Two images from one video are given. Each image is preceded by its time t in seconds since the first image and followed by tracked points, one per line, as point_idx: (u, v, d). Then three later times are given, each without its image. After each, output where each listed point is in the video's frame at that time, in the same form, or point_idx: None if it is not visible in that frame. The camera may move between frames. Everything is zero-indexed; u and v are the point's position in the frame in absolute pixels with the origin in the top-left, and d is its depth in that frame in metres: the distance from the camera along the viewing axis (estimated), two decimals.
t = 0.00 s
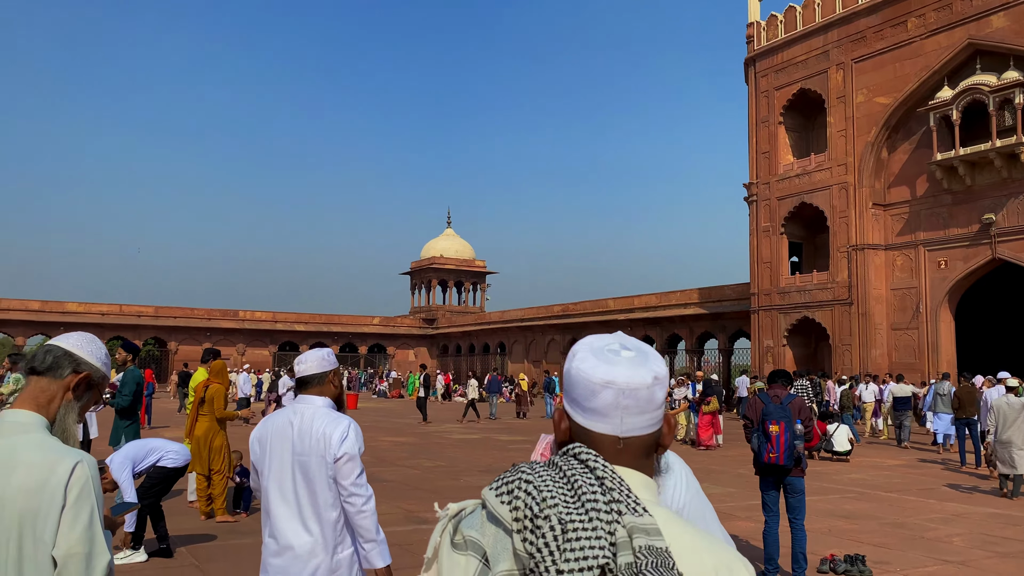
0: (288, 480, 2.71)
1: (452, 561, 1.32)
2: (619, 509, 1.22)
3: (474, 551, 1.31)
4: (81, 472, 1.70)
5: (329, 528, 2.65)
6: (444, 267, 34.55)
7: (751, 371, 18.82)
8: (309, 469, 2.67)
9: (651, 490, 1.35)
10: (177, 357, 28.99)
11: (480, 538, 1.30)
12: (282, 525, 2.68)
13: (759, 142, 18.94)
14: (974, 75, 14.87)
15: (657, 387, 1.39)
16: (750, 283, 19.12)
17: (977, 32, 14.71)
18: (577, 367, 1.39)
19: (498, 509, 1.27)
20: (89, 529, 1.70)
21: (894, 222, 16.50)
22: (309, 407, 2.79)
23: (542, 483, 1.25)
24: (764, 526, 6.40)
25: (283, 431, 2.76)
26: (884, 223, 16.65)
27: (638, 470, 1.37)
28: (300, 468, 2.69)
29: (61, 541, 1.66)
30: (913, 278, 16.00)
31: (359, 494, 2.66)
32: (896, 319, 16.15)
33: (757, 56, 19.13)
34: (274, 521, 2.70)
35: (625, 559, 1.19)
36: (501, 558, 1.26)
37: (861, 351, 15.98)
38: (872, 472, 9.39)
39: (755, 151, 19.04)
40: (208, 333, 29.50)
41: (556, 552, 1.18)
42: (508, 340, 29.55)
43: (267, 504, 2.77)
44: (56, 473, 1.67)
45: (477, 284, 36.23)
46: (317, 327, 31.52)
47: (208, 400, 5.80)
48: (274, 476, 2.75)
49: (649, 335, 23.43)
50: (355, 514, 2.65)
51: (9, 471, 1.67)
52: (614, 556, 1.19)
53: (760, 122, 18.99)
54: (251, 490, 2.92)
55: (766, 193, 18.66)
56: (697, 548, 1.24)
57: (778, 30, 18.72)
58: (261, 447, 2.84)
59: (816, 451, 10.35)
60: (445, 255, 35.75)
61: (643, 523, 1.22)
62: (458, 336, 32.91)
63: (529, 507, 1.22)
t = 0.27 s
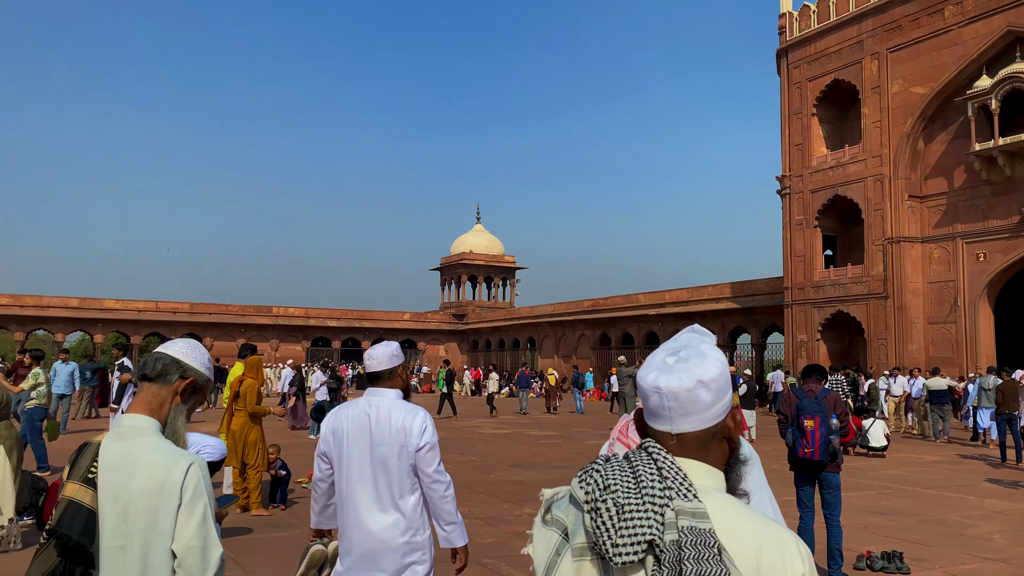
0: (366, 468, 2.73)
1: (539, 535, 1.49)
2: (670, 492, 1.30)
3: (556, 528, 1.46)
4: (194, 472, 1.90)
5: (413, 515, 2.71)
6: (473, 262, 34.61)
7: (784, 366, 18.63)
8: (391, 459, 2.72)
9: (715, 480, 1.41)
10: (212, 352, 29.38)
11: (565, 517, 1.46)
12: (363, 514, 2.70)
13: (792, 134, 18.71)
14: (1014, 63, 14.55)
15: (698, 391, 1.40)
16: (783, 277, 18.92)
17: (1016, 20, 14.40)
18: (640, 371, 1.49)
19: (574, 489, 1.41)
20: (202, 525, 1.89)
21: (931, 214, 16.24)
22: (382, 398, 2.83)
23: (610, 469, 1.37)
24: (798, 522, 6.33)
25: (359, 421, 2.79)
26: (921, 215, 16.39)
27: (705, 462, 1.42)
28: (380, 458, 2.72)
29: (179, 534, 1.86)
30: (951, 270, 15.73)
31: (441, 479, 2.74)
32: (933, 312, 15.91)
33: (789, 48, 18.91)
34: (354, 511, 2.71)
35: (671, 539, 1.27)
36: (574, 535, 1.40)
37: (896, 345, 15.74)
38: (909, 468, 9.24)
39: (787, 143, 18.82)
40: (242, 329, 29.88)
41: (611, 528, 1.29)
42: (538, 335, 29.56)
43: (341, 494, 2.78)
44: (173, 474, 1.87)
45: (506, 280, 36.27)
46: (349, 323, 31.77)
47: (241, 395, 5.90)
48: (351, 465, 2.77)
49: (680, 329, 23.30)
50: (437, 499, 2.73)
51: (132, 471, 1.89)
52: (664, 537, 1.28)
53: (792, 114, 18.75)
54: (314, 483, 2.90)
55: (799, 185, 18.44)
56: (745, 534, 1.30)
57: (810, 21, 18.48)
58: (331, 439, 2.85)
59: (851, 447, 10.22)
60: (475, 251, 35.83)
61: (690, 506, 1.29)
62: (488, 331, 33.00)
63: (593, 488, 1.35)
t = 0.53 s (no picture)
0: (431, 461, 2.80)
1: (624, 503, 1.69)
2: (732, 465, 1.48)
3: (638, 497, 1.66)
4: (305, 454, 2.08)
5: (476, 508, 2.80)
6: (505, 258, 34.60)
7: (820, 361, 18.39)
8: (458, 452, 2.80)
9: (783, 456, 1.56)
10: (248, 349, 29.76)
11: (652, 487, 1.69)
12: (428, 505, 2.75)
13: (827, 125, 18.43)
14: None
15: (747, 375, 1.56)
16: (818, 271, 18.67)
17: None
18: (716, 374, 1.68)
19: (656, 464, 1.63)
20: (314, 501, 2.07)
21: (971, 206, 15.91)
22: (442, 393, 2.91)
23: (685, 447, 1.58)
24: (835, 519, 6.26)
25: (421, 415, 2.85)
26: (960, 207, 16.07)
27: (768, 438, 1.57)
28: (445, 451, 2.80)
29: (295, 511, 2.04)
30: (991, 263, 15.40)
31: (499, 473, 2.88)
32: (973, 306, 15.59)
33: (823, 38, 18.62)
34: (419, 502, 2.76)
35: (729, 504, 1.45)
36: (652, 502, 1.61)
37: (935, 340, 15.46)
38: (950, 464, 9.07)
39: (822, 135, 18.55)
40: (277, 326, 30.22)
41: (679, 492, 1.50)
42: (569, 331, 29.50)
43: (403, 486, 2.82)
44: (288, 456, 2.05)
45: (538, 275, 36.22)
46: (382, 320, 31.97)
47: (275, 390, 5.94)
48: (413, 458, 2.82)
49: (713, 325, 23.10)
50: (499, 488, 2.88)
51: (250, 453, 2.06)
52: (723, 503, 1.46)
53: (827, 106, 18.47)
54: (366, 478, 2.89)
55: (834, 178, 18.18)
56: (799, 503, 1.43)
57: (845, 11, 18.17)
58: (393, 432, 2.89)
59: (889, 443, 10.07)
60: (506, 247, 35.84)
61: (749, 477, 1.46)
62: (520, 327, 33.00)
63: (667, 461, 1.56)
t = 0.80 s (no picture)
0: (476, 456, 2.85)
1: (736, 490, 1.75)
2: (841, 459, 1.54)
3: (750, 483, 1.71)
4: (390, 442, 2.19)
5: (524, 500, 2.83)
6: (537, 255, 34.56)
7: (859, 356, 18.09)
8: (500, 448, 2.82)
9: (889, 453, 1.62)
10: (286, 347, 30.13)
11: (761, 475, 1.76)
12: (474, 497, 2.81)
13: (865, 117, 18.12)
14: None
15: (856, 374, 1.65)
16: (856, 265, 18.38)
17: None
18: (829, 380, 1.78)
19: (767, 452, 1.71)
20: (397, 490, 2.17)
21: (1015, 197, 15.53)
22: (488, 390, 2.94)
23: (796, 440, 1.64)
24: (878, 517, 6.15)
25: (468, 412, 2.91)
26: (1004, 199, 15.70)
27: (872, 434, 1.65)
28: (490, 445, 2.83)
29: (382, 494, 2.14)
30: None
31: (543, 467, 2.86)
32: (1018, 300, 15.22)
33: (861, 28, 18.31)
34: (466, 494, 2.82)
35: (838, 494, 1.51)
36: (761, 488, 1.66)
37: (978, 335, 15.14)
38: (995, 462, 8.85)
39: (860, 127, 18.24)
40: (314, 324, 30.57)
41: (790, 481, 1.56)
42: (604, 327, 29.39)
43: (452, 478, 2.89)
44: (375, 444, 2.16)
45: (571, 271, 36.13)
46: (416, 317, 32.16)
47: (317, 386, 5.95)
48: (460, 452, 2.89)
49: (750, 320, 22.86)
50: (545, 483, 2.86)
51: (339, 442, 2.15)
52: (832, 493, 1.52)
53: (865, 97, 18.16)
54: (424, 470, 3.02)
55: (872, 170, 17.86)
56: (906, 498, 1.48)
57: None
58: (444, 427, 2.97)
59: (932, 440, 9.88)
60: (539, 243, 35.81)
61: (858, 471, 1.51)
62: (554, 323, 32.96)
63: (779, 451, 1.63)
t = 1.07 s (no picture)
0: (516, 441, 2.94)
1: (825, 466, 1.83)
2: (940, 437, 1.65)
3: (842, 460, 1.80)
4: (452, 431, 2.43)
5: (563, 484, 2.87)
6: (572, 252, 34.45)
7: (900, 352, 17.75)
8: (537, 432, 2.90)
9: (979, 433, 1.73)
10: (323, 345, 30.44)
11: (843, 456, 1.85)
12: (518, 484, 2.90)
13: (905, 107, 17.75)
14: None
15: (948, 357, 1.73)
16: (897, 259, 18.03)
17: None
18: (909, 361, 1.86)
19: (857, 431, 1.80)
20: (461, 472, 2.41)
21: None
22: (530, 378, 3.03)
23: (888, 420, 1.75)
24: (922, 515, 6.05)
25: (510, 399, 3.01)
26: None
27: (963, 414, 1.74)
28: (530, 434, 2.91)
29: (446, 480, 2.39)
30: None
31: (583, 451, 2.88)
32: None
33: (901, 17, 17.93)
34: (510, 482, 2.92)
35: (941, 469, 1.63)
36: (855, 463, 1.76)
37: None
38: None
39: (900, 118, 17.88)
40: (351, 322, 30.84)
41: (892, 456, 1.66)
42: (639, 324, 29.21)
43: (499, 466, 2.99)
44: (439, 434, 2.40)
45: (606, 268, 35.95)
46: (452, 315, 32.27)
47: (359, 385, 6.01)
48: (503, 438, 3.00)
49: (788, 316, 22.56)
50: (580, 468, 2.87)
51: (406, 432, 2.40)
52: (934, 467, 1.64)
53: (905, 87, 17.79)
54: (477, 456, 3.15)
55: (913, 162, 17.50)
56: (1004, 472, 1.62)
57: None
58: (489, 415, 3.08)
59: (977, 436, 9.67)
60: (574, 240, 35.70)
61: (958, 447, 1.63)
62: (589, 320, 32.85)
63: (877, 430, 1.73)
